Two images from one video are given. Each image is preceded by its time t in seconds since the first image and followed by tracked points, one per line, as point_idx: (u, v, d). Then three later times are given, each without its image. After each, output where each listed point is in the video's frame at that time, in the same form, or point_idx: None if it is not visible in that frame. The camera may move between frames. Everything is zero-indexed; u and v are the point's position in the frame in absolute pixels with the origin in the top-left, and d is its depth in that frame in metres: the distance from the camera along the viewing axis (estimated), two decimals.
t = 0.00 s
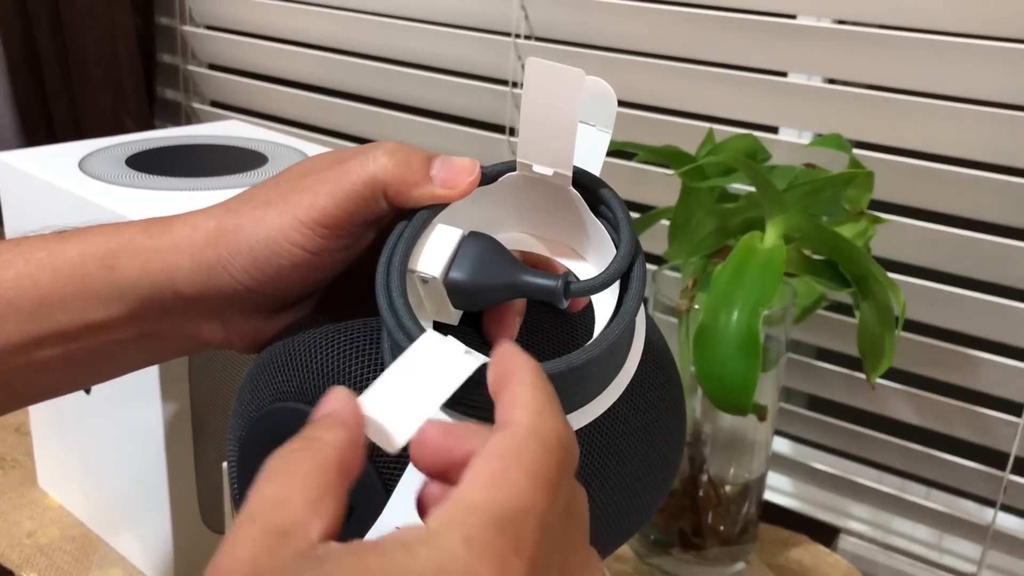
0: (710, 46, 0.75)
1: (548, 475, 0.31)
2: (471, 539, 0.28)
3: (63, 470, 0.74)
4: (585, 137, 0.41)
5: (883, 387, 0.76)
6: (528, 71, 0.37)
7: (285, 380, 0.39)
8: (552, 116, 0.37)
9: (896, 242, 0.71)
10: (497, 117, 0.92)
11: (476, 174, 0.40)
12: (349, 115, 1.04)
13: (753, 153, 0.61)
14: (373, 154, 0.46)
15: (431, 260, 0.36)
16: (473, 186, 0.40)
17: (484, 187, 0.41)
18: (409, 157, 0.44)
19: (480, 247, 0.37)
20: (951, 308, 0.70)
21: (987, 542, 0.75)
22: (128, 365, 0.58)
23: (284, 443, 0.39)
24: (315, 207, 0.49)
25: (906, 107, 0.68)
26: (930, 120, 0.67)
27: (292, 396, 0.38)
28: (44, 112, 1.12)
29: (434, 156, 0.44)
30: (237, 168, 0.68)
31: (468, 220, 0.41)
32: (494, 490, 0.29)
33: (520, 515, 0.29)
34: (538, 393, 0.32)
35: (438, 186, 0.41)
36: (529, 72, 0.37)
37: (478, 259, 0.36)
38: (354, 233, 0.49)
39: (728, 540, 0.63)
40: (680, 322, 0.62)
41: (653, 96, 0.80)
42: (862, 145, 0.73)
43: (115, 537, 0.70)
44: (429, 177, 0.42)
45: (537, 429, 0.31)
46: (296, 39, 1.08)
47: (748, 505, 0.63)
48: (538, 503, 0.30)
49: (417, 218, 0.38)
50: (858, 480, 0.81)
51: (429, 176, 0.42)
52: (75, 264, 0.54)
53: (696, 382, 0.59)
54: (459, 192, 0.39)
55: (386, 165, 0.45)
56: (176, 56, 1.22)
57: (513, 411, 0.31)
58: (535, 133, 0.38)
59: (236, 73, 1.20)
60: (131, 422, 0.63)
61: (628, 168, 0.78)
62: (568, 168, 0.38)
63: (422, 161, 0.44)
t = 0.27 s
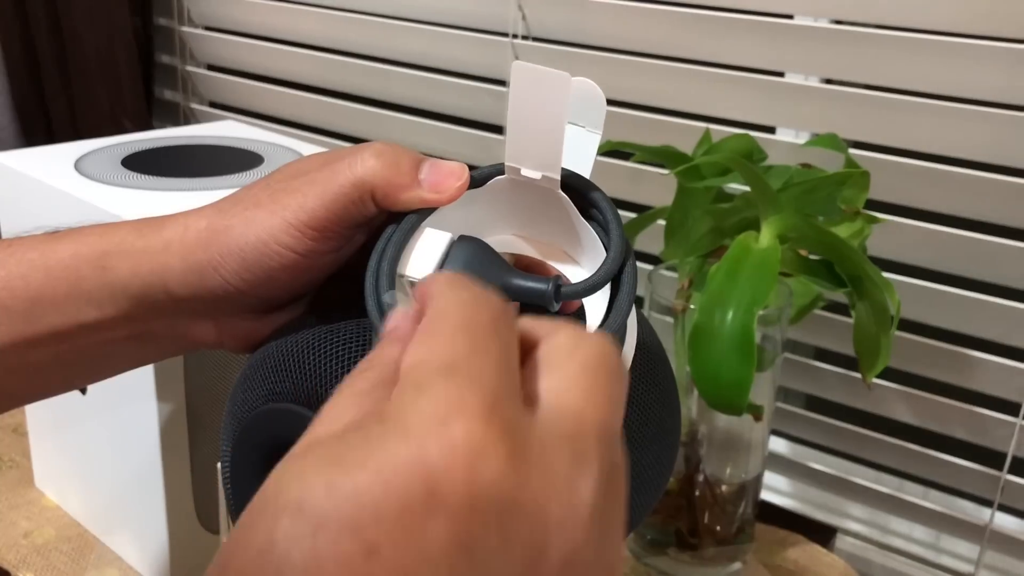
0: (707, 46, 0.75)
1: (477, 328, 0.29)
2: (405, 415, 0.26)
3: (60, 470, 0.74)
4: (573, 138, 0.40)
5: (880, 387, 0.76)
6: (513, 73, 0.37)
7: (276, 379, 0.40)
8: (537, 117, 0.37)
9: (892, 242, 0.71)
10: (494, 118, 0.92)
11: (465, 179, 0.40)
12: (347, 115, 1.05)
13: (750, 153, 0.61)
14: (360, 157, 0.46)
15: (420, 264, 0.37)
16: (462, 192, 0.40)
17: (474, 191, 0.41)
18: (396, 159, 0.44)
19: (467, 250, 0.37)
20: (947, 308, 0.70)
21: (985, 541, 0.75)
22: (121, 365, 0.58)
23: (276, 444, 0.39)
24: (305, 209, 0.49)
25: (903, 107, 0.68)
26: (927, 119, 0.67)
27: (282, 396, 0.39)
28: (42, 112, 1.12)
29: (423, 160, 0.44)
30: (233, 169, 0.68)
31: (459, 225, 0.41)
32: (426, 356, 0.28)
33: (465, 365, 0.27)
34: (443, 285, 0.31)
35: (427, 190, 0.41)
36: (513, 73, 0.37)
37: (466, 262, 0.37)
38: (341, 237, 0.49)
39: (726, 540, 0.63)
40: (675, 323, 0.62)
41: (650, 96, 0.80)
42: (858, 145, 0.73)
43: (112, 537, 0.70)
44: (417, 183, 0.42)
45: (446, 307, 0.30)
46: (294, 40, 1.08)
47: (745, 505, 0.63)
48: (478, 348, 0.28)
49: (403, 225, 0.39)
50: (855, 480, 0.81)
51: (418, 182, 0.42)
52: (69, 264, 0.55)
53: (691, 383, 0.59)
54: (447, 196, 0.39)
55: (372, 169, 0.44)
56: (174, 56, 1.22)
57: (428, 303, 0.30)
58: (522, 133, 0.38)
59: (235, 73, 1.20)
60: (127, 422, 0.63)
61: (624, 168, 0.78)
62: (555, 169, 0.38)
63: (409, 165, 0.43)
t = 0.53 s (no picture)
0: (706, 49, 0.75)
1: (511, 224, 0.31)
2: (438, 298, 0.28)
3: (60, 472, 0.74)
4: (566, 140, 0.40)
5: (878, 389, 0.76)
6: (502, 83, 0.36)
7: (274, 384, 0.39)
8: (528, 127, 0.36)
9: (890, 244, 0.71)
10: (493, 120, 0.92)
11: (457, 181, 0.40)
12: (347, 117, 1.05)
13: (747, 156, 0.61)
14: (352, 158, 0.45)
15: (416, 268, 0.37)
16: (454, 195, 0.40)
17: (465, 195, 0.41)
18: (387, 160, 0.44)
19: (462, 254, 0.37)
20: (945, 309, 0.70)
21: (983, 543, 0.75)
22: (119, 368, 0.58)
23: (274, 448, 0.39)
24: (299, 214, 0.48)
25: (900, 109, 0.68)
26: (926, 121, 0.67)
27: (280, 401, 0.38)
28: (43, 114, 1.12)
29: (416, 160, 0.44)
30: (232, 171, 0.68)
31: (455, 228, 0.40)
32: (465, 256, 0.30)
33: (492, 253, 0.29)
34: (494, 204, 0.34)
35: (418, 192, 0.41)
36: (501, 84, 0.36)
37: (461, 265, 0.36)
38: (336, 239, 0.49)
39: (723, 542, 0.63)
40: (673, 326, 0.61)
41: (648, 98, 0.80)
42: (856, 146, 0.73)
43: (112, 540, 0.70)
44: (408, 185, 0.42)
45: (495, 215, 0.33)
46: (294, 42, 1.08)
47: (743, 507, 0.63)
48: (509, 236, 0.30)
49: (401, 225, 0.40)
50: (853, 481, 0.81)
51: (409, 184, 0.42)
52: (65, 269, 0.54)
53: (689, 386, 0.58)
54: (438, 200, 0.40)
55: (363, 171, 0.44)
56: (174, 59, 1.22)
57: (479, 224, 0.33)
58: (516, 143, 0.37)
59: (235, 75, 1.20)
60: (127, 424, 0.63)
61: (623, 171, 0.79)
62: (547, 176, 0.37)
63: (401, 165, 0.43)
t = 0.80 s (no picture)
0: (702, 51, 0.76)
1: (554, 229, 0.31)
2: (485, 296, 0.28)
3: (58, 474, 0.74)
4: (559, 142, 0.40)
5: (874, 389, 0.76)
6: (498, 82, 0.35)
7: (267, 384, 0.40)
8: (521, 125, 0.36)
9: (885, 244, 0.72)
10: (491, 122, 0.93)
11: (451, 179, 0.42)
12: (346, 120, 1.05)
13: (742, 158, 0.62)
14: (347, 160, 0.46)
15: (410, 268, 0.37)
16: (448, 193, 0.42)
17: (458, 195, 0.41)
18: (381, 162, 0.45)
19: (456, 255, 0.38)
20: (940, 310, 0.71)
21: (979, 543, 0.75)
22: (114, 369, 0.59)
23: (267, 448, 0.40)
24: (293, 215, 0.49)
25: (896, 111, 0.68)
26: (920, 123, 0.67)
27: (274, 401, 0.39)
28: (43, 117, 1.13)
29: (409, 161, 0.45)
30: (230, 174, 0.68)
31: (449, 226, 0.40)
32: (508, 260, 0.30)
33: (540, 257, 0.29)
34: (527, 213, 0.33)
35: (413, 192, 0.42)
36: (496, 84, 0.35)
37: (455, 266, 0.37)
38: (329, 242, 0.50)
39: (718, 542, 0.63)
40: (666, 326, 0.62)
41: (645, 100, 0.80)
42: (852, 148, 0.74)
43: (110, 542, 0.70)
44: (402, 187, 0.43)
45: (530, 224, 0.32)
46: (293, 45, 1.09)
47: (738, 507, 0.63)
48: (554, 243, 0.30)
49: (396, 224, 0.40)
50: (850, 482, 0.81)
51: (403, 185, 0.43)
52: (61, 271, 0.54)
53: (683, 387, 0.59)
54: (433, 199, 0.41)
55: (357, 174, 0.45)
56: (174, 62, 1.23)
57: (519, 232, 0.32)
58: (511, 142, 0.37)
59: (234, 78, 1.21)
60: (126, 426, 0.64)
61: (620, 173, 0.79)
62: (541, 176, 0.37)
63: (395, 165, 0.44)
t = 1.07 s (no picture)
0: (698, 53, 0.76)
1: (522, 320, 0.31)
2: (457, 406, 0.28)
3: (54, 477, 0.74)
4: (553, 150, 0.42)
5: (869, 390, 0.76)
6: (512, 99, 0.38)
7: (257, 388, 0.40)
8: (534, 144, 0.38)
9: (879, 246, 0.72)
10: (488, 125, 0.93)
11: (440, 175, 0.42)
12: (343, 123, 1.05)
13: (736, 160, 0.62)
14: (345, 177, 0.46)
15: (410, 281, 0.37)
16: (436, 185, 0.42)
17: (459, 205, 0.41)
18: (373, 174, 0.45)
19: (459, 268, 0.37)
20: (935, 312, 0.71)
21: (976, 544, 0.76)
22: (106, 371, 0.59)
23: (254, 448, 0.40)
24: (287, 227, 0.49)
25: (890, 113, 0.68)
26: (916, 125, 0.67)
27: (265, 405, 0.39)
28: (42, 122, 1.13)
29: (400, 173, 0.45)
30: (226, 177, 0.69)
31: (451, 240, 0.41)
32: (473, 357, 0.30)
33: (504, 355, 0.30)
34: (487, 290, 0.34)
35: (403, 194, 0.43)
36: (512, 101, 0.37)
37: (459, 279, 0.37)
38: (322, 257, 0.51)
39: (713, 543, 0.63)
40: (661, 327, 0.62)
41: (640, 103, 0.80)
42: (847, 150, 0.74)
43: (106, 544, 0.70)
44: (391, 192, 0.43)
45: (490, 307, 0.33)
46: (290, 49, 1.09)
47: (734, 508, 0.63)
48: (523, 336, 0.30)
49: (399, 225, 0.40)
50: (847, 483, 0.81)
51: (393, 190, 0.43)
52: (53, 274, 0.55)
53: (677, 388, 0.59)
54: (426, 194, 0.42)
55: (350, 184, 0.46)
56: (172, 66, 1.23)
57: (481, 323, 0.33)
58: (518, 157, 0.38)
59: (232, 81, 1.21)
60: (121, 429, 0.64)
61: (615, 175, 0.79)
62: (546, 189, 0.39)
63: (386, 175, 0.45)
